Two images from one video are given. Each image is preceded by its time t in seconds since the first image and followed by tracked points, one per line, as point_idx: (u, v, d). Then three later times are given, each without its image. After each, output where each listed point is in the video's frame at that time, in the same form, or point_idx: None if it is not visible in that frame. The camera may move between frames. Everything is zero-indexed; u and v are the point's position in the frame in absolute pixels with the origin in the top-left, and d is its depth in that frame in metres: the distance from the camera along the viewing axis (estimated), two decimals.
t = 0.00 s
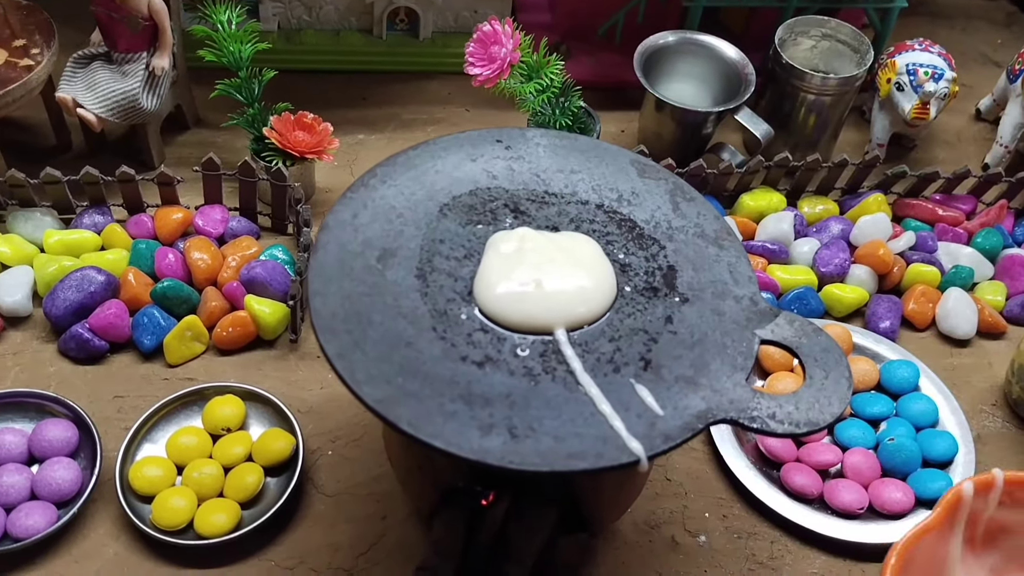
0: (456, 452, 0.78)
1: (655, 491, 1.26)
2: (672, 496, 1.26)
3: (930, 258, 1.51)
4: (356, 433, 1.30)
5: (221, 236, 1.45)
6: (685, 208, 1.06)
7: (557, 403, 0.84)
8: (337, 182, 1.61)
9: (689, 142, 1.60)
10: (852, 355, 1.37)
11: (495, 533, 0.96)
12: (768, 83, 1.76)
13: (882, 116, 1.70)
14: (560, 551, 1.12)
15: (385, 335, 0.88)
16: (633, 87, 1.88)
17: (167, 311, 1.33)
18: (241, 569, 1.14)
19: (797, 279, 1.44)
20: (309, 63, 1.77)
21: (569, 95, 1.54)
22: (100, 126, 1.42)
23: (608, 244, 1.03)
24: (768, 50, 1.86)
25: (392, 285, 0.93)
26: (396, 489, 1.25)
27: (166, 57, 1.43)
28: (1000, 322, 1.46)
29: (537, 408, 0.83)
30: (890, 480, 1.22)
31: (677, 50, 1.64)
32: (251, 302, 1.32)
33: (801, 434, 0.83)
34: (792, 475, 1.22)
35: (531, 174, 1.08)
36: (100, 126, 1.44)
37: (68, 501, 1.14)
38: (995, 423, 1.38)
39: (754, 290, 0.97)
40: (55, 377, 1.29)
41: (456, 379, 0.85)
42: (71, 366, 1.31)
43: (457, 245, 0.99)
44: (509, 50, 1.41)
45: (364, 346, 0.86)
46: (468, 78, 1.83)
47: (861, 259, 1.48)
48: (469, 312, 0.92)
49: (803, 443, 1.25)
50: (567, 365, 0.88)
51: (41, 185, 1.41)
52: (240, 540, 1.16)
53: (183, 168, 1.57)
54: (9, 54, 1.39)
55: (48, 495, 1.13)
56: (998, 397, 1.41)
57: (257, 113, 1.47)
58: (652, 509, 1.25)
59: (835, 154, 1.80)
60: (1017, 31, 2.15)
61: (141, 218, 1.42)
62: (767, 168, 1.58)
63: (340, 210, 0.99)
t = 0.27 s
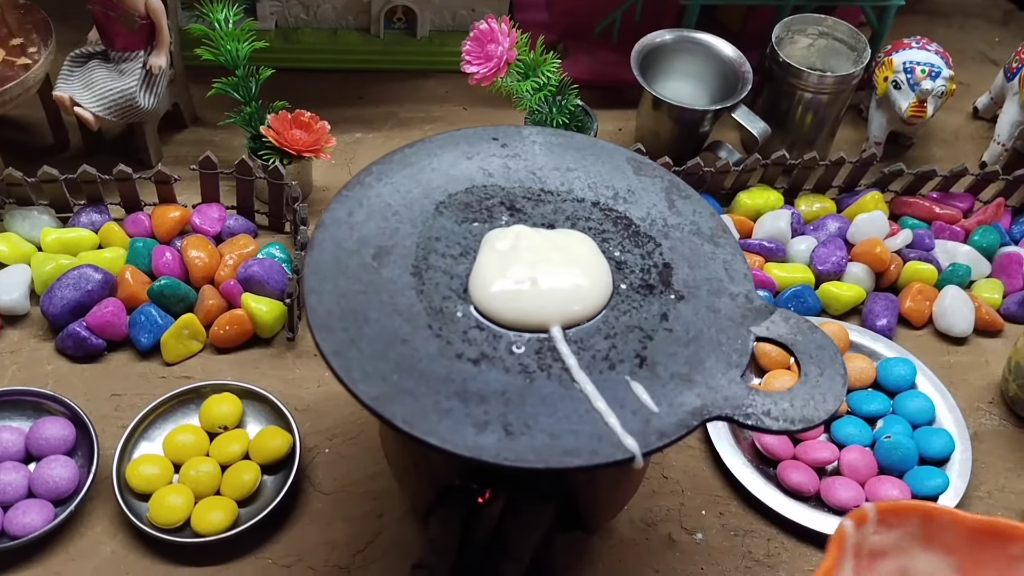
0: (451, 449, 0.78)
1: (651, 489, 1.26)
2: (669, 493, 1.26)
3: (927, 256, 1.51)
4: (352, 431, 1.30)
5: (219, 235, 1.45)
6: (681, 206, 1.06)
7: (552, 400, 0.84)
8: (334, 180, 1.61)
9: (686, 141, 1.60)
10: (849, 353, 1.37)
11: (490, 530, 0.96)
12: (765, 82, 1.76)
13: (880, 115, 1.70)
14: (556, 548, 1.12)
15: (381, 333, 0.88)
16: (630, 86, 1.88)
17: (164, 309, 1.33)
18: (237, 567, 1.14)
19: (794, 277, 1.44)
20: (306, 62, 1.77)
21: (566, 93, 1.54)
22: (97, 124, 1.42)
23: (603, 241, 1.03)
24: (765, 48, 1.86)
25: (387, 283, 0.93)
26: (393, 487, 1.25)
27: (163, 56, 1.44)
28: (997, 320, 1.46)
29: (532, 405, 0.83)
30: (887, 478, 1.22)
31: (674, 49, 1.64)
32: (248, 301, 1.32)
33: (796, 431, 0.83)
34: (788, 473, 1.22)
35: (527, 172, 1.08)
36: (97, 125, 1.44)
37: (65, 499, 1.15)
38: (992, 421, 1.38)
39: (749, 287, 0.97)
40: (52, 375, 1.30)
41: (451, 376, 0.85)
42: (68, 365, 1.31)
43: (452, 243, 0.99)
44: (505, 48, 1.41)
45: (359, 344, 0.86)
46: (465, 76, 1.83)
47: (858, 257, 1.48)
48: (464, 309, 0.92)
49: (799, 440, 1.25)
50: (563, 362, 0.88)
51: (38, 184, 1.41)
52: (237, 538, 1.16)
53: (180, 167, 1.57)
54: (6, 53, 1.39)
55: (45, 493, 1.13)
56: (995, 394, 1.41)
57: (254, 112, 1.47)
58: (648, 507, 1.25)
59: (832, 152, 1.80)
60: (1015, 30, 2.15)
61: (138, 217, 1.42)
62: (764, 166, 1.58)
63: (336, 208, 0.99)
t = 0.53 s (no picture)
0: (449, 450, 0.78)
1: (650, 489, 1.26)
2: (668, 494, 1.26)
3: (926, 256, 1.51)
4: (351, 431, 1.30)
5: (217, 235, 1.45)
6: (679, 206, 1.06)
7: (550, 401, 0.83)
8: (333, 180, 1.61)
9: (686, 140, 1.60)
10: (848, 353, 1.37)
11: (489, 531, 0.96)
12: (764, 81, 1.76)
13: (879, 114, 1.70)
14: (555, 549, 1.12)
15: (379, 333, 0.87)
16: (629, 86, 1.88)
17: (162, 310, 1.33)
18: (236, 568, 1.14)
19: (794, 277, 1.44)
20: (305, 62, 1.77)
21: (565, 93, 1.54)
22: (96, 125, 1.42)
23: (602, 241, 1.03)
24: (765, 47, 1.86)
25: (385, 283, 0.93)
26: (392, 488, 1.25)
27: (162, 56, 1.43)
28: (997, 320, 1.46)
29: (530, 406, 0.83)
30: (886, 478, 1.22)
31: (673, 48, 1.64)
32: (247, 301, 1.32)
33: (795, 431, 0.82)
34: (787, 473, 1.22)
35: (525, 172, 1.08)
36: (96, 125, 1.44)
37: (64, 500, 1.14)
38: (991, 421, 1.37)
39: (748, 287, 0.96)
40: (51, 376, 1.29)
41: (449, 377, 0.84)
42: (67, 365, 1.31)
43: (451, 243, 0.99)
44: (504, 48, 1.41)
45: (357, 344, 0.86)
46: (464, 76, 1.83)
47: (857, 257, 1.48)
48: (463, 310, 0.92)
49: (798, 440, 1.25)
50: (561, 363, 0.88)
51: (37, 185, 1.41)
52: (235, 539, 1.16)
53: (179, 167, 1.57)
54: (4, 54, 1.39)
55: (43, 495, 1.13)
56: (994, 394, 1.41)
57: (253, 112, 1.47)
58: (647, 507, 1.25)
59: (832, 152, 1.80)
60: (1015, 29, 2.15)
61: (137, 217, 1.42)
62: (763, 165, 1.58)
63: (334, 208, 0.99)
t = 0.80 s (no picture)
0: (450, 449, 0.78)
1: (651, 488, 1.26)
2: (669, 493, 1.26)
3: (927, 255, 1.51)
4: (353, 431, 1.30)
5: (218, 235, 1.45)
6: (680, 206, 1.06)
7: (551, 400, 0.83)
8: (334, 180, 1.61)
9: (686, 140, 1.60)
10: (849, 352, 1.37)
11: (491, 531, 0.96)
12: (765, 81, 1.76)
13: (880, 113, 1.70)
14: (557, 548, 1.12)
15: (380, 333, 0.88)
16: (629, 85, 1.88)
17: (163, 310, 1.33)
18: (237, 568, 1.14)
19: (794, 276, 1.44)
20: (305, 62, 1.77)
21: (565, 93, 1.54)
22: (96, 125, 1.42)
23: (602, 241, 1.03)
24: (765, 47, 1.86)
25: (386, 283, 0.93)
26: (393, 487, 1.25)
27: (162, 56, 1.43)
28: (998, 319, 1.46)
29: (531, 405, 0.83)
30: (887, 477, 1.22)
31: (673, 48, 1.64)
32: (248, 301, 1.31)
33: (796, 430, 0.82)
34: (789, 472, 1.22)
35: (525, 171, 1.08)
36: (96, 125, 1.44)
37: (65, 500, 1.15)
38: (992, 420, 1.37)
39: (749, 286, 0.96)
40: (52, 377, 1.29)
41: (450, 376, 0.84)
42: (68, 366, 1.31)
43: (451, 243, 0.99)
44: (504, 48, 1.40)
45: (358, 344, 0.86)
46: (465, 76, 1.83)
47: (858, 256, 1.48)
48: (464, 310, 0.92)
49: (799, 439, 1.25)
50: (562, 362, 0.88)
51: (38, 185, 1.41)
52: (237, 539, 1.16)
53: (179, 168, 1.57)
54: (5, 54, 1.39)
55: (45, 495, 1.13)
56: (995, 393, 1.41)
57: (254, 112, 1.47)
58: (649, 507, 1.25)
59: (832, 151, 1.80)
60: (1015, 28, 2.15)
61: (138, 217, 1.42)
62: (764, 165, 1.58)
63: (335, 208, 0.99)
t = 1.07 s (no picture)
0: (446, 451, 0.78)
1: (649, 489, 1.26)
2: (667, 493, 1.26)
3: (925, 255, 1.51)
4: (350, 432, 1.30)
5: (216, 237, 1.45)
6: (677, 206, 1.06)
7: (548, 401, 0.83)
8: (331, 181, 1.61)
9: (684, 140, 1.60)
10: (847, 353, 1.37)
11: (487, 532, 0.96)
12: (763, 81, 1.76)
13: (878, 113, 1.69)
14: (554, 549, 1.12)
15: (376, 334, 0.87)
16: (627, 86, 1.88)
17: (161, 312, 1.33)
18: (234, 569, 1.14)
19: (792, 276, 1.44)
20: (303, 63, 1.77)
21: (563, 93, 1.54)
22: (94, 126, 1.42)
23: (599, 242, 1.03)
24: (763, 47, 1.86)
25: (383, 284, 0.93)
26: (391, 489, 1.25)
27: (159, 58, 1.43)
28: (996, 319, 1.46)
29: (528, 406, 0.83)
30: (885, 477, 1.22)
31: (670, 48, 1.64)
32: (245, 302, 1.31)
33: (792, 431, 0.82)
34: (786, 473, 1.22)
35: (523, 173, 1.08)
36: (94, 127, 1.43)
37: (62, 502, 1.15)
38: (990, 420, 1.37)
39: (746, 287, 0.96)
40: (49, 378, 1.30)
41: (447, 378, 0.84)
42: (65, 367, 1.31)
43: (448, 244, 0.99)
44: (502, 49, 1.40)
45: (355, 346, 0.86)
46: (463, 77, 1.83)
47: (856, 256, 1.47)
48: (460, 311, 0.92)
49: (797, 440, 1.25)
50: (559, 363, 0.88)
51: (35, 187, 1.41)
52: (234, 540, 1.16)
53: (177, 169, 1.58)
54: (2, 56, 1.39)
55: (42, 496, 1.13)
56: (993, 393, 1.41)
57: (251, 113, 1.47)
58: (646, 507, 1.25)
59: (830, 151, 1.80)
60: (1014, 28, 2.15)
61: (135, 219, 1.42)
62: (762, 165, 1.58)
63: (332, 210, 0.99)
